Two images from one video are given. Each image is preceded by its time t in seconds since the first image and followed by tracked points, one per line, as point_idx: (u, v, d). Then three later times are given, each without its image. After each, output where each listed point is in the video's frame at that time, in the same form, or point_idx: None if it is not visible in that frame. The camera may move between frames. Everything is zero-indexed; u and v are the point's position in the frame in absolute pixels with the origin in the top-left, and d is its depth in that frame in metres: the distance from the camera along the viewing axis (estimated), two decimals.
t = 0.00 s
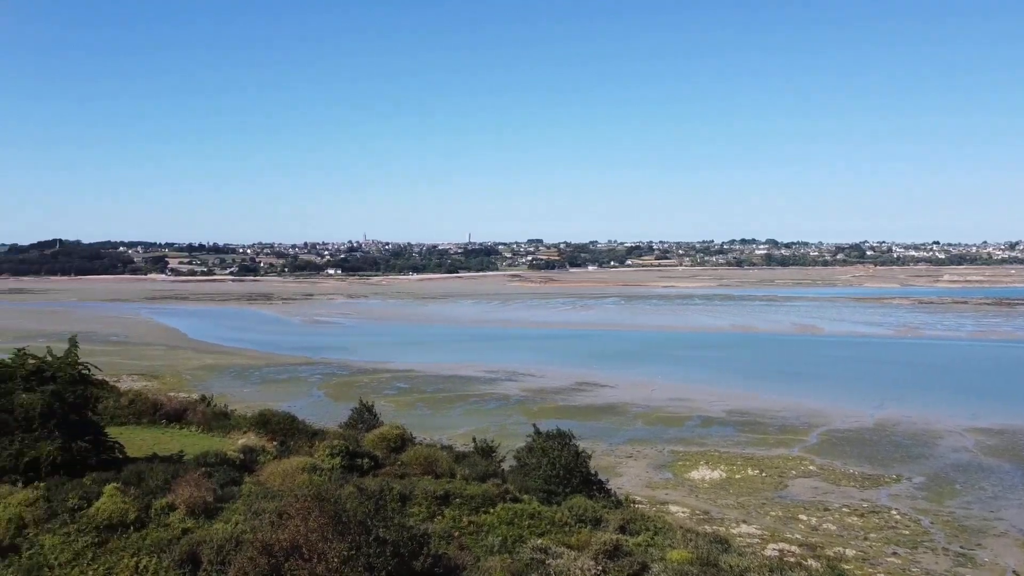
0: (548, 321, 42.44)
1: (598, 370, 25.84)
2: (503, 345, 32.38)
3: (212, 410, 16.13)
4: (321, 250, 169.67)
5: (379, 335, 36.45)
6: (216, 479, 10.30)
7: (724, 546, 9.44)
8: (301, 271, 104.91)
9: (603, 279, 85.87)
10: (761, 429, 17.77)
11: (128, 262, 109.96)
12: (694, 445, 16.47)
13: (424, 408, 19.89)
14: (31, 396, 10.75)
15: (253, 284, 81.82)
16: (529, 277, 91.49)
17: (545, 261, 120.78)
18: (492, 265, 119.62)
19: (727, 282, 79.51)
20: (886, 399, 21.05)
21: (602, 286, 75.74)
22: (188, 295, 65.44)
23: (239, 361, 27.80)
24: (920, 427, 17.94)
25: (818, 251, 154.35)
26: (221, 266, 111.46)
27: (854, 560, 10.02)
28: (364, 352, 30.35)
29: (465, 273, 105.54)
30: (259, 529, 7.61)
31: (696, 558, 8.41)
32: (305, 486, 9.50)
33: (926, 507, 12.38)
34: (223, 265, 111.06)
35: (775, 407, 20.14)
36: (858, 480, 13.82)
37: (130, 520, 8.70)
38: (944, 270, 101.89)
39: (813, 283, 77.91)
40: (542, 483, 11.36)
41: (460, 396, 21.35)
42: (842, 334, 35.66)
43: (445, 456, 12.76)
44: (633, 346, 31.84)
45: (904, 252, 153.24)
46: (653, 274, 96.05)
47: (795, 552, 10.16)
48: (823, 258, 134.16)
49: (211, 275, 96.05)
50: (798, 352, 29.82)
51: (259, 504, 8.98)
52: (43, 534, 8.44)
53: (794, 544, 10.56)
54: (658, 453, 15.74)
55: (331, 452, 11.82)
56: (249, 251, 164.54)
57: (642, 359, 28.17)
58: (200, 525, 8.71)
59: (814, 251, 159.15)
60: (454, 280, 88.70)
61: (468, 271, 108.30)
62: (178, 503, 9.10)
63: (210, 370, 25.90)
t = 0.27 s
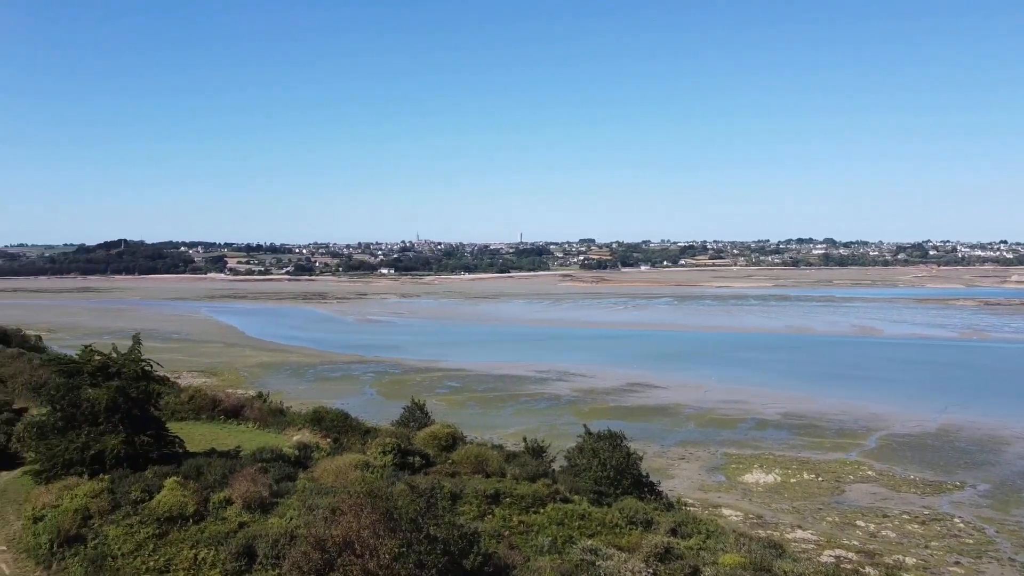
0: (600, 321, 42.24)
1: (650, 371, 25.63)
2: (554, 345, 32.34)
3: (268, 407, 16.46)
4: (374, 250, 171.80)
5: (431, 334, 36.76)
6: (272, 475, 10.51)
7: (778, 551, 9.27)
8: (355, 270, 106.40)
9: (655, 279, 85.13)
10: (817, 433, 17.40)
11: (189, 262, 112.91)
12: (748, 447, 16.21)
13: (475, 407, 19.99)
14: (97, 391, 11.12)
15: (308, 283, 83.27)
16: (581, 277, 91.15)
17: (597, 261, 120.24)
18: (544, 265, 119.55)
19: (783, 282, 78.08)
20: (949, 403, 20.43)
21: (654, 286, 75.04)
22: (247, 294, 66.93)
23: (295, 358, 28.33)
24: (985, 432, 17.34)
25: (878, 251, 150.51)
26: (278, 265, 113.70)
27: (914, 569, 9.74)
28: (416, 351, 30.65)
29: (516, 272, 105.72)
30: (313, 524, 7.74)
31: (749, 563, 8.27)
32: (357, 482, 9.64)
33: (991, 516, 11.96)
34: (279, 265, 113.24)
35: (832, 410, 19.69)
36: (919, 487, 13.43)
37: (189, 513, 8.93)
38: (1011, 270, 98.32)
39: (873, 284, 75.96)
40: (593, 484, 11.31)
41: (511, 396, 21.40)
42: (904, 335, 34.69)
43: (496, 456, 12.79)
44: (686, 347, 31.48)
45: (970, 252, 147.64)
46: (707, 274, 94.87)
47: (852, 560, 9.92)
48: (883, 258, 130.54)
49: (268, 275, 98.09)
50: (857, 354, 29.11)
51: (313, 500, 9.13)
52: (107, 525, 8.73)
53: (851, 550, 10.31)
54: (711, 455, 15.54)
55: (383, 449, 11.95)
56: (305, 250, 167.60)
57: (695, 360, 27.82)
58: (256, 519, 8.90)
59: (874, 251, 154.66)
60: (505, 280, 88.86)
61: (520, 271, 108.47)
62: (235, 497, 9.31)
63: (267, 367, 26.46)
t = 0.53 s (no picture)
0: (627, 321, 42.08)
1: (678, 371, 25.47)
2: (581, 345, 32.30)
3: (297, 405, 16.61)
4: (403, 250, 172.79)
5: (458, 333, 36.88)
6: (300, 473, 10.61)
7: (807, 554, 9.16)
8: (384, 270, 107.02)
9: (684, 279, 84.68)
10: (847, 435, 17.18)
11: (220, 262, 114.29)
12: (777, 449, 16.04)
13: (501, 407, 20.02)
14: (130, 389, 11.31)
15: (337, 283, 83.90)
16: (608, 277, 90.80)
17: (624, 261, 119.75)
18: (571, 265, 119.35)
19: (813, 283, 77.22)
20: (983, 406, 20.07)
21: (683, 286, 74.52)
22: (277, 294, 67.66)
23: (323, 357, 28.57)
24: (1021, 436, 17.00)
25: (912, 251, 148.24)
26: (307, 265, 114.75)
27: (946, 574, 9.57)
28: (443, 351, 30.76)
29: (544, 272, 105.68)
30: (340, 522, 7.81)
31: (777, 565, 8.19)
32: (384, 481, 9.70)
33: None
34: (309, 265, 114.19)
35: (864, 412, 19.43)
36: (953, 491, 13.19)
37: (219, 510, 9.05)
38: None
39: (906, 284, 74.82)
40: (619, 484, 11.27)
41: (538, 395, 21.41)
42: (937, 336, 34.12)
43: (522, 456, 12.78)
44: (714, 347, 31.25)
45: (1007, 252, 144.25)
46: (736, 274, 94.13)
47: (882, 564, 9.78)
48: (917, 257, 128.36)
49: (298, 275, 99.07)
50: (889, 355, 28.69)
51: (340, 498, 9.19)
52: (139, 521, 8.87)
53: (881, 554, 10.16)
54: (739, 457, 15.40)
55: (410, 448, 12.02)
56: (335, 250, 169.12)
57: (723, 361, 27.60)
58: (285, 516, 8.99)
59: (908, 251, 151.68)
60: (533, 280, 88.76)
61: (547, 271, 108.44)
62: (264, 494, 9.41)
63: (295, 366, 26.72)
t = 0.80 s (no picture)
0: (635, 321, 42.03)
1: (687, 372, 25.42)
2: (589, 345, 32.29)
3: (305, 405, 16.66)
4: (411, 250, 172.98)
5: (466, 333, 36.93)
6: (308, 472, 10.64)
7: (815, 555, 9.12)
8: (392, 270, 107.20)
9: (692, 279, 84.54)
10: (856, 436, 17.10)
11: (229, 262, 114.67)
12: (785, 450, 15.99)
13: (509, 407, 20.04)
14: (138, 388, 11.35)
15: (345, 283, 84.07)
16: (617, 277, 90.68)
17: (633, 261, 119.59)
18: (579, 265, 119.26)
19: (822, 283, 76.96)
20: (993, 406, 19.96)
21: (691, 286, 74.40)
22: (285, 294, 67.88)
23: (332, 357, 28.63)
24: None
25: (922, 251, 147.41)
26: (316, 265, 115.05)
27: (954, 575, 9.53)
28: (451, 351, 30.80)
29: (552, 272, 105.67)
30: (347, 521, 7.83)
31: (785, 566, 8.17)
32: (391, 481, 9.72)
33: None
34: (317, 265, 114.38)
35: (873, 413, 19.34)
36: (962, 492, 13.12)
37: (227, 509, 9.08)
38: None
39: (916, 284, 74.46)
40: (626, 484, 11.26)
41: (545, 395, 21.43)
42: (947, 337, 33.97)
43: (529, 456, 12.79)
44: (722, 347, 31.18)
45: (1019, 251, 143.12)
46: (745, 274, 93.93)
47: (890, 565, 9.74)
48: (927, 258, 127.67)
49: (306, 275, 99.36)
50: (898, 356, 28.56)
51: (348, 498, 9.21)
52: (147, 519, 8.91)
53: (889, 556, 10.12)
54: (747, 457, 15.37)
55: (417, 448, 12.04)
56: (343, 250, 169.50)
57: (731, 361, 27.54)
58: (292, 516, 9.01)
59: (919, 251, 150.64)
60: (541, 280, 88.68)
61: (555, 271, 108.43)
62: (272, 494, 9.43)
63: (304, 366, 26.80)
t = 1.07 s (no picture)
0: (642, 321, 41.98)
1: (694, 372, 25.38)
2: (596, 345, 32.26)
3: (312, 404, 16.69)
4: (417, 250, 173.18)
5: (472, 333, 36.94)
6: (315, 472, 10.66)
7: (823, 556, 9.10)
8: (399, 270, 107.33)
9: (699, 279, 84.45)
10: (864, 437, 17.05)
11: (236, 262, 114.97)
12: (792, 451, 15.95)
13: (515, 407, 20.04)
14: (146, 388, 11.39)
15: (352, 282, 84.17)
16: (624, 277, 90.70)
17: (639, 261, 119.48)
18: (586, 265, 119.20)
19: (830, 283, 76.77)
20: (1003, 407, 19.88)
21: (698, 286, 74.29)
22: (292, 293, 67.99)
23: (338, 357, 28.66)
24: None
25: (927, 250, 147.24)
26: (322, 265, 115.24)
27: None
28: (458, 351, 30.83)
29: (558, 272, 105.64)
30: (355, 521, 7.84)
31: (792, 567, 8.14)
32: (398, 480, 9.73)
33: None
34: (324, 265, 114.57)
35: (881, 413, 19.28)
36: (972, 493, 13.07)
37: (234, 508, 9.10)
38: None
39: (924, 284, 74.21)
40: (633, 485, 11.24)
41: (552, 395, 21.43)
42: (955, 337, 33.84)
43: (536, 456, 12.79)
44: (729, 347, 31.12)
45: None
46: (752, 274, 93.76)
47: (899, 566, 9.71)
48: (935, 257, 127.28)
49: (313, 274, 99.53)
50: (906, 356, 28.46)
51: (355, 498, 9.23)
52: (155, 518, 8.94)
53: (898, 557, 10.09)
54: (754, 458, 15.34)
55: (424, 448, 12.05)
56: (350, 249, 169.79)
57: (739, 361, 27.48)
58: (299, 515, 9.02)
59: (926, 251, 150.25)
60: (548, 280, 88.61)
61: (562, 271, 108.42)
62: (279, 493, 9.44)
63: (311, 365, 26.84)
